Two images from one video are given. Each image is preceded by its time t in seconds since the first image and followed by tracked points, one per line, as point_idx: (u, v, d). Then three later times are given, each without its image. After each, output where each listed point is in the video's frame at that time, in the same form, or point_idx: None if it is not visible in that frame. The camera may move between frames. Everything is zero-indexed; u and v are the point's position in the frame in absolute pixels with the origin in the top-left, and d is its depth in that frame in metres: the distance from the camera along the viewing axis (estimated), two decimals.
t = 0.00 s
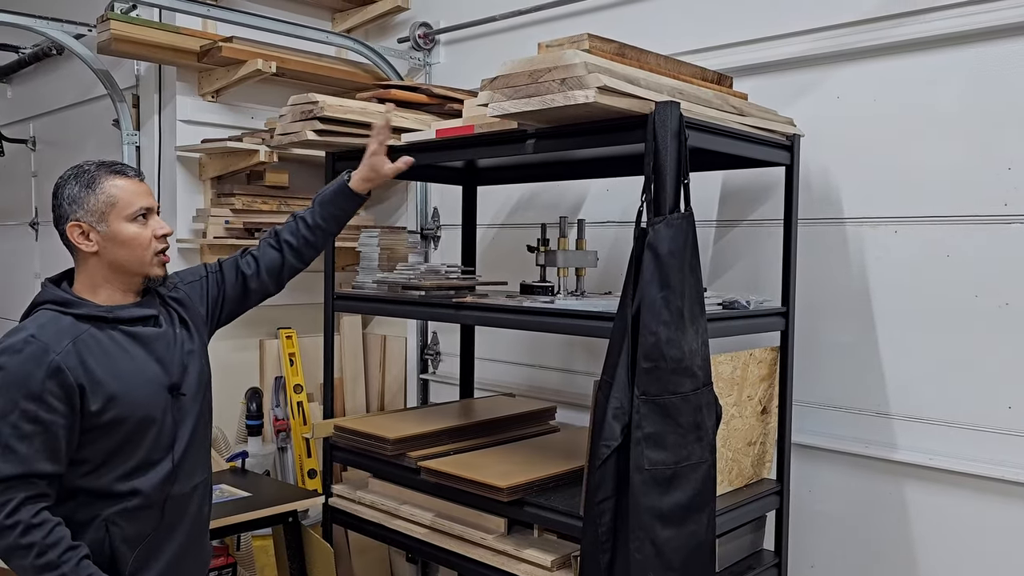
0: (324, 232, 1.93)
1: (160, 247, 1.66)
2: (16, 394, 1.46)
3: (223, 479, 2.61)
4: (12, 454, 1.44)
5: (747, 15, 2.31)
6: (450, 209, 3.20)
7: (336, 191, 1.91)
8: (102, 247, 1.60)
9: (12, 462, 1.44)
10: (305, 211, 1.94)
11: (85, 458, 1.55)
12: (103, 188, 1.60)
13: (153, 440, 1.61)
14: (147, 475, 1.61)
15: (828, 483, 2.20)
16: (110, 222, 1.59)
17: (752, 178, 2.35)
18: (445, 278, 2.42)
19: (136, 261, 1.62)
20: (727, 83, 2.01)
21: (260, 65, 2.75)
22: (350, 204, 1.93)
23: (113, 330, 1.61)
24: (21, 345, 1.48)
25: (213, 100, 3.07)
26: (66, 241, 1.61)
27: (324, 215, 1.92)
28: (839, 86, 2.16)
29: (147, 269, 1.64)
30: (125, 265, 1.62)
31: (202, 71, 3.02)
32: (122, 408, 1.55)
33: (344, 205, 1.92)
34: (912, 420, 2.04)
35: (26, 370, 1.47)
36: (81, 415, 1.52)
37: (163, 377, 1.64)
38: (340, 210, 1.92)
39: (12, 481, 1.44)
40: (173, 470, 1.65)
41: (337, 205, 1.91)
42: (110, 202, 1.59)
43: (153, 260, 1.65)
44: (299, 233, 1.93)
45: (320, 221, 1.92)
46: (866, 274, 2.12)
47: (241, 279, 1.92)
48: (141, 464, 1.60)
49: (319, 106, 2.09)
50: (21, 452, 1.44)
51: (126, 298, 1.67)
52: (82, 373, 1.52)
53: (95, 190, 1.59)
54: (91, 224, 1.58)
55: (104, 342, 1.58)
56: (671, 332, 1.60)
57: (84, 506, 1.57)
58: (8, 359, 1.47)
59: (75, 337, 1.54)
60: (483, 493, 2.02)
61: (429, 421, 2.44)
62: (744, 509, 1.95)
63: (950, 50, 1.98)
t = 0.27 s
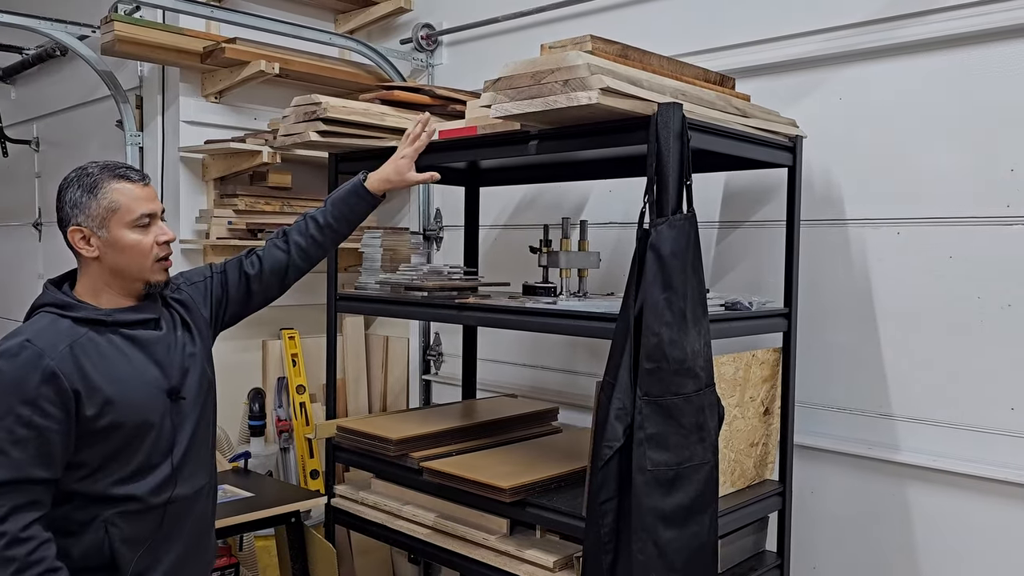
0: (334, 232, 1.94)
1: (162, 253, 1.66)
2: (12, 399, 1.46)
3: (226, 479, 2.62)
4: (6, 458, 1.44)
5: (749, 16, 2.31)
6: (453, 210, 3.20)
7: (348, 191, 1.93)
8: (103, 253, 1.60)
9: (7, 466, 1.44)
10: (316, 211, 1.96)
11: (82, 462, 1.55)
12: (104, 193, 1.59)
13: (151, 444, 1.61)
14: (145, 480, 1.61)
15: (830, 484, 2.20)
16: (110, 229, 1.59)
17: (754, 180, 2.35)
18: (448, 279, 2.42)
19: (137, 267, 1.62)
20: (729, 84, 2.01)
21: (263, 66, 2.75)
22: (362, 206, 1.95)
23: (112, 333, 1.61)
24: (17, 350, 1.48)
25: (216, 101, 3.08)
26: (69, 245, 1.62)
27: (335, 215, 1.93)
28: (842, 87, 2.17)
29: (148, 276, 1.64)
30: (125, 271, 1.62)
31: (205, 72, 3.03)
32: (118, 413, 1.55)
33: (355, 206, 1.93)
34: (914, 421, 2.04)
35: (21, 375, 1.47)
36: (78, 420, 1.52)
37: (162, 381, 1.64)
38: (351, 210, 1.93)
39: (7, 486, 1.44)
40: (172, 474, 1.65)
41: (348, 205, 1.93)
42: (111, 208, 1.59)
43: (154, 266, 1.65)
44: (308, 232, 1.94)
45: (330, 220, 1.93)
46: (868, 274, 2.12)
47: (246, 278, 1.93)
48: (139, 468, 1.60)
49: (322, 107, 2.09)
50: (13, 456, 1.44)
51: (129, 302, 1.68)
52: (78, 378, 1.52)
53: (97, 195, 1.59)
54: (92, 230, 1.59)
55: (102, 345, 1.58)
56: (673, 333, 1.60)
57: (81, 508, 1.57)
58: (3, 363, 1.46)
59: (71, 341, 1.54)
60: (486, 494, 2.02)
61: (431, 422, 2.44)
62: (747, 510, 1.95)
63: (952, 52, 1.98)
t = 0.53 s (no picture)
0: (336, 230, 1.95)
1: (164, 254, 1.66)
2: (11, 396, 1.47)
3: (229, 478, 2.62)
4: (5, 455, 1.45)
5: (752, 16, 2.31)
6: (455, 209, 3.20)
7: (349, 189, 1.95)
8: (105, 254, 1.60)
9: (5, 463, 1.45)
10: (317, 210, 1.96)
11: (81, 459, 1.55)
12: (107, 195, 1.59)
13: (152, 441, 1.61)
14: (146, 477, 1.61)
15: (833, 484, 2.20)
16: (112, 230, 1.59)
17: (757, 180, 2.35)
18: (451, 279, 2.42)
19: (138, 269, 1.62)
20: (732, 84, 2.01)
21: (266, 66, 2.76)
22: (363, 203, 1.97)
23: (114, 330, 1.61)
24: (17, 346, 1.50)
25: (219, 101, 3.08)
26: (71, 245, 1.62)
27: (337, 212, 1.94)
28: (845, 87, 2.16)
29: (149, 277, 1.65)
30: (126, 272, 1.62)
31: (208, 72, 3.03)
32: (118, 409, 1.56)
33: (355, 203, 1.95)
34: (917, 422, 2.04)
35: (22, 371, 1.48)
36: (78, 416, 1.52)
37: (163, 378, 1.64)
38: (353, 208, 1.95)
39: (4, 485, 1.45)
40: (173, 471, 1.65)
41: (349, 203, 1.94)
42: (113, 210, 1.59)
43: (156, 268, 1.65)
44: (311, 230, 1.95)
45: (332, 218, 1.94)
46: (872, 274, 2.12)
47: (249, 276, 1.93)
48: (140, 465, 1.60)
49: (325, 107, 2.09)
50: (11, 454, 1.45)
51: (130, 302, 1.68)
52: (78, 374, 1.52)
53: (99, 197, 1.59)
54: (94, 231, 1.59)
55: (103, 342, 1.58)
56: (676, 333, 1.60)
57: (81, 507, 1.57)
58: (4, 360, 1.48)
59: (72, 337, 1.55)
60: (488, 494, 2.02)
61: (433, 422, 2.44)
62: (749, 510, 1.95)
63: (955, 52, 1.98)
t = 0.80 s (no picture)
0: (337, 229, 1.95)
1: (169, 253, 1.66)
2: (14, 393, 1.47)
3: (230, 477, 2.62)
4: (9, 453, 1.45)
5: (754, 15, 2.31)
6: (456, 209, 3.20)
7: (351, 188, 1.95)
8: (110, 253, 1.60)
9: (9, 461, 1.45)
10: (318, 208, 1.96)
11: (84, 457, 1.55)
12: (113, 193, 1.59)
13: (155, 439, 1.61)
14: (149, 475, 1.61)
15: (834, 484, 2.20)
16: (118, 228, 1.59)
17: (759, 179, 2.34)
18: (452, 278, 2.42)
19: (144, 267, 1.62)
20: (734, 83, 2.01)
21: (268, 65, 2.76)
22: (365, 202, 1.97)
23: (118, 328, 1.61)
24: (21, 343, 1.49)
25: (220, 99, 3.08)
26: (76, 243, 1.62)
27: (338, 211, 1.94)
28: (847, 86, 2.16)
29: (155, 275, 1.65)
30: (132, 270, 1.62)
31: (210, 71, 3.03)
32: (121, 407, 1.56)
33: (358, 202, 1.95)
34: (919, 421, 2.03)
35: (25, 368, 1.48)
36: (81, 414, 1.52)
37: (167, 376, 1.64)
38: (354, 207, 1.95)
39: (8, 483, 1.44)
40: (176, 470, 1.65)
41: (351, 201, 1.94)
42: (120, 208, 1.59)
43: (162, 266, 1.65)
44: (312, 228, 1.94)
45: (334, 217, 1.94)
46: (874, 274, 2.12)
47: (250, 275, 1.93)
48: (143, 463, 1.60)
49: (326, 105, 2.09)
50: (16, 451, 1.45)
51: (134, 300, 1.68)
52: (81, 371, 1.52)
53: (105, 195, 1.59)
54: (99, 229, 1.59)
55: (106, 339, 1.58)
56: (678, 332, 1.60)
57: (84, 507, 1.57)
58: (8, 357, 1.48)
59: (75, 335, 1.55)
60: (489, 493, 2.02)
61: (433, 421, 2.44)
62: (751, 509, 1.95)
63: (957, 51, 1.97)
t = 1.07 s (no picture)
0: (336, 227, 1.95)
1: (170, 251, 1.66)
2: (17, 393, 1.46)
3: (231, 477, 2.62)
4: (11, 452, 1.44)
5: (755, 14, 2.30)
6: (457, 208, 3.19)
7: (346, 185, 1.94)
8: (111, 252, 1.60)
9: (12, 460, 1.44)
10: (316, 207, 1.96)
11: (86, 457, 1.55)
12: (113, 192, 1.59)
13: (157, 439, 1.61)
14: (150, 475, 1.61)
15: (835, 483, 2.19)
16: (118, 227, 1.58)
17: (759, 178, 2.34)
18: (452, 277, 2.42)
19: (145, 266, 1.62)
20: (735, 81, 2.00)
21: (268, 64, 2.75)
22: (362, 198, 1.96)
23: (119, 327, 1.61)
24: (23, 342, 1.49)
25: (220, 98, 3.07)
26: (76, 242, 1.61)
27: (336, 208, 1.94)
28: (848, 85, 2.15)
29: (156, 274, 1.65)
30: (133, 269, 1.62)
31: (210, 69, 3.03)
32: (123, 406, 1.55)
33: (355, 199, 1.95)
34: (920, 421, 2.03)
35: (28, 367, 1.47)
36: (83, 413, 1.52)
37: (168, 375, 1.64)
38: (352, 203, 1.94)
39: (10, 482, 1.44)
40: (177, 469, 1.65)
41: (348, 198, 1.94)
42: (119, 207, 1.58)
43: (163, 265, 1.65)
44: (311, 227, 1.94)
45: (332, 214, 1.94)
46: (875, 272, 2.11)
47: (251, 275, 1.93)
48: (145, 463, 1.60)
49: (327, 104, 2.09)
50: (18, 451, 1.45)
51: (136, 298, 1.68)
52: (84, 370, 1.52)
53: (105, 194, 1.58)
54: (100, 228, 1.58)
55: (108, 338, 1.58)
56: (678, 331, 1.60)
57: (86, 507, 1.57)
58: (10, 356, 1.48)
59: (77, 334, 1.55)
60: (490, 493, 2.02)
61: (433, 421, 2.44)
62: (752, 509, 1.95)
63: (959, 50, 1.97)
